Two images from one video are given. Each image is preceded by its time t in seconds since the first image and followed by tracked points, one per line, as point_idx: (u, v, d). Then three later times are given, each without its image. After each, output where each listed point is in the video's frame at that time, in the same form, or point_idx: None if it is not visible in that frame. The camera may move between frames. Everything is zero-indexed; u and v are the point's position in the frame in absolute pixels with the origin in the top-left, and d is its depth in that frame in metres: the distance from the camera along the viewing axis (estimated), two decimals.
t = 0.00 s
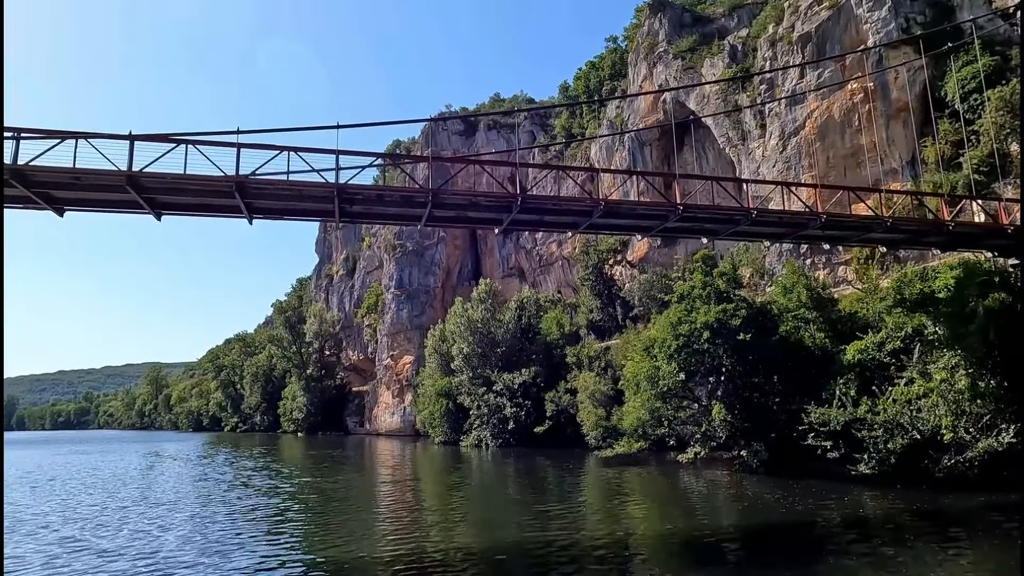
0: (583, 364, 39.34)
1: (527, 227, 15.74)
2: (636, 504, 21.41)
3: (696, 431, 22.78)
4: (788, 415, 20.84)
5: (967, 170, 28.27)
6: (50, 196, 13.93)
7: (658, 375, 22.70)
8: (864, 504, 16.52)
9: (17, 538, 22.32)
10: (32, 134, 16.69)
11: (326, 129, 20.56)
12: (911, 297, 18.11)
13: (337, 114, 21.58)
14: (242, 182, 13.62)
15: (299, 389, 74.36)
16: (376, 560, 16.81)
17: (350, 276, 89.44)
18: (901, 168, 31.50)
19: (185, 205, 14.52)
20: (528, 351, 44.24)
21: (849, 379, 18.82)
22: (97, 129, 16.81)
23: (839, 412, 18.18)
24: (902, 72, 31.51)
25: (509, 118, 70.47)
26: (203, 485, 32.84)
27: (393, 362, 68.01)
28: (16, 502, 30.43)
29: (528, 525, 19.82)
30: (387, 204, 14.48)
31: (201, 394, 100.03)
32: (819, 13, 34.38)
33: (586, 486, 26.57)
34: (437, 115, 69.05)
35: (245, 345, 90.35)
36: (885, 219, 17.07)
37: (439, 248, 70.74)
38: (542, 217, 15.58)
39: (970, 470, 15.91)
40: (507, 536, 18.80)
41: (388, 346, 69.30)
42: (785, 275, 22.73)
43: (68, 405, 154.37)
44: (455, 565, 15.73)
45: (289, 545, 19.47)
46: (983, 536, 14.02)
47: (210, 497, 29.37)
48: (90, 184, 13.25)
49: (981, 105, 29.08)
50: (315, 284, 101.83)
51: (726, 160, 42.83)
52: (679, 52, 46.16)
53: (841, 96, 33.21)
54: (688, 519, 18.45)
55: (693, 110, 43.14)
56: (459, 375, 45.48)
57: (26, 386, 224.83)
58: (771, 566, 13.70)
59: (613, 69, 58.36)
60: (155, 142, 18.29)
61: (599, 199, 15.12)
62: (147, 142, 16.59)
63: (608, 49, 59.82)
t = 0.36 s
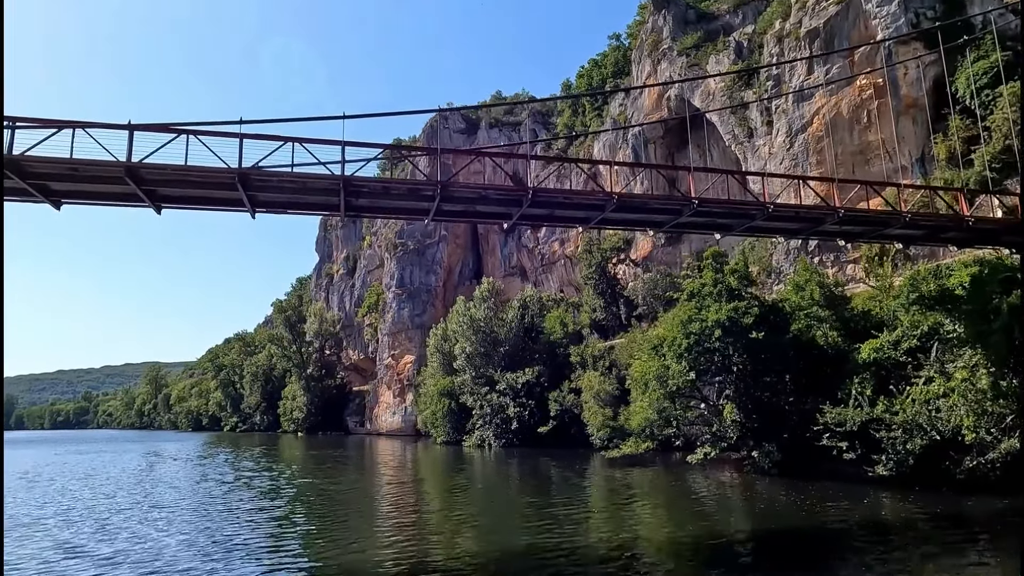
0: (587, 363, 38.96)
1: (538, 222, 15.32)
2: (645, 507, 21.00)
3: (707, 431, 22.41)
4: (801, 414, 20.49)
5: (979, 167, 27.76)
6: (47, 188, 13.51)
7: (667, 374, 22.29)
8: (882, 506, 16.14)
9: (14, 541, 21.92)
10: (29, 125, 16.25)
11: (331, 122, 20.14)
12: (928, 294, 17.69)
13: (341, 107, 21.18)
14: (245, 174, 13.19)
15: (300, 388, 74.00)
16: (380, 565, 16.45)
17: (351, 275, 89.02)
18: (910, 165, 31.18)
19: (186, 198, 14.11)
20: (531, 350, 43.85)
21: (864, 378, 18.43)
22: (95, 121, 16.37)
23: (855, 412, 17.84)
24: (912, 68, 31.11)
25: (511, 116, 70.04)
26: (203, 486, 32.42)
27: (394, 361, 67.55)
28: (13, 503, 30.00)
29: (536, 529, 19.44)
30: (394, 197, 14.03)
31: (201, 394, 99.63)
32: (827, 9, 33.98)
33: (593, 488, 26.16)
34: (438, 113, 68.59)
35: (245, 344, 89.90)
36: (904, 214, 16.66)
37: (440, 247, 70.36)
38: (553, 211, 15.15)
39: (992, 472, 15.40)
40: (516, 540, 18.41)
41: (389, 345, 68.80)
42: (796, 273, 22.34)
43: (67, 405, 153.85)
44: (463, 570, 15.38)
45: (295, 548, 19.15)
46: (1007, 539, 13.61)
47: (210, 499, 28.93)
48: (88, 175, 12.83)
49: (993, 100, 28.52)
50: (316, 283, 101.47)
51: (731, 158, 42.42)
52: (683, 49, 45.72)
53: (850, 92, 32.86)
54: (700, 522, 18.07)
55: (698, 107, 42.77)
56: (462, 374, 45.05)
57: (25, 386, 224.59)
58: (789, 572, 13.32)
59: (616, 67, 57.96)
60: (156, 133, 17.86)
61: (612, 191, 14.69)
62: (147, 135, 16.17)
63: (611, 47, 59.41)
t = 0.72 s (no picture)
0: (591, 362, 38.61)
1: (549, 215, 14.89)
2: (654, 509, 20.65)
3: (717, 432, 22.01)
4: (814, 413, 20.10)
5: (991, 163, 27.40)
6: (44, 180, 13.07)
7: (676, 373, 21.88)
8: (902, 509, 15.74)
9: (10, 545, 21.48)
10: (26, 114, 15.78)
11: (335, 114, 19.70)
12: (946, 291, 17.28)
13: (344, 99, 20.74)
14: (249, 165, 12.75)
15: (300, 388, 73.61)
16: (384, 570, 16.06)
17: (351, 274, 88.61)
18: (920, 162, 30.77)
19: (188, 190, 13.68)
20: (535, 349, 43.47)
21: (880, 378, 18.02)
22: (93, 111, 15.95)
23: (872, 412, 17.43)
24: (922, 64, 30.71)
25: (513, 115, 69.62)
26: (203, 487, 31.97)
27: (395, 360, 67.14)
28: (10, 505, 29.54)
29: (544, 533, 19.03)
30: (402, 189, 13.64)
31: (200, 393, 99.12)
32: (836, 4, 33.56)
33: (600, 489, 25.78)
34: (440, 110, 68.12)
35: (245, 343, 89.46)
36: (923, 210, 16.31)
37: (442, 246, 69.95)
38: (565, 205, 14.74)
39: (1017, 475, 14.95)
40: (524, 544, 18.04)
41: (390, 344, 68.35)
42: (808, 270, 21.96)
43: (66, 404, 153.31)
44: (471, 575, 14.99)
45: (300, 552, 18.80)
46: None
47: (211, 500, 28.54)
48: (86, 166, 12.39)
49: (1005, 96, 28.13)
50: (316, 282, 101.02)
51: (737, 155, 42.00)
52: (689, 46, 45.27)
53: (859, 88, 32.46)
54: (713, 525, 17.68)
55: (703, 104, 42.36)
56: (464, 373, 44.61)
57: (25, 385, 224.11)
58: None
59: (619, 64, 57.61)
60: (156, 123, 17.40)
61: (625, 184, 14.29)
62: (147, 126, 15.77)
63: (614, 45, 59.04)
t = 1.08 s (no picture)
0: (595, 361, 38.25)
1: (559, 209, 14.47)
2: (663, 511, 20.28)
3: (726, 432, 21.58)
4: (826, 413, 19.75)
5: (1003, 160, 27.11)
6: (40, 171, 12.64)
7: (686, 372, 21.48)
8: (922, 512, 15.36)
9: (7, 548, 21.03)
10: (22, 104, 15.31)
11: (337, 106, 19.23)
12: (965, 288, 16.88)
13: (347, 91, 20.32)
14: (253, 156, 12.32)
15: (300, 387, 73.23)
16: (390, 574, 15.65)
17: (351, 273, 88.20)
18: (930, 159, 30.57)
19: (189, 181, 13.25)
20: (538, 348, 43.09)
21: (896, 376, 17.62)
22: (92, 101, 15.50)
23: (889, 411, 17.06)
24: (931, 60, 30.41)
25: (514, 112, 69.12)
26: (202, 488, 31.49)
27: (396, 360, 66.75)
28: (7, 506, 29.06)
29: (553, 536, 18.60)
30: (409, 182, 13.21)
31: (200, 393, 98.61)
32: None
33: (607, 490, 25.38)
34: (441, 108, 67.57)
35: (245, 343, 88.99)
36: (943, 204, 15.91)
37: (442, 244, 69.54)
38: (576, 198, 14.32)
39: None
40: (533, 547, 17.66)
41: (391, 343, 67.91)
42: (820, 267, 21.57)
43: (65, 403, 152.88)
44: None
45: (306, 554, 18.44)
46: None
47: (212, 500, 28.19)
48: (84, 156, 11.96)
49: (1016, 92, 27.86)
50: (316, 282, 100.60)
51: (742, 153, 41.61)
52: (693, 42, 44.73)
53: (867, 84, 32.00)
54: (726, 528, 17.29)
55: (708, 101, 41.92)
56: (467, 372, 44.16)
57: (24, 385, 223.73)
58: None
59: (622, 62, 57.24)
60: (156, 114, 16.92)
61: (639, 176, 13.86)
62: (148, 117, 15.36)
63: (616, 42, 58.64)
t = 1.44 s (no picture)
0: (599, 360, 37.88)
1: (571, 202, 14.07)
2: (672, 512, 19.92)
3: (736, 431, 21.20)
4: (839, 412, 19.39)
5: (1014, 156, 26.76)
6: (37, 162, 12.25)
7: (695, 370, 21.09)
8: (941, 514, 15.01)
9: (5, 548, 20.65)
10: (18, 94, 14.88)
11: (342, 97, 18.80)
12: (984, 284, 16.48)
13: (351, 81, 19.87)
14: (257, 146, 11.92)
15: (301, 386, 72.92)
16: None
17: (352, 272, 87.78)
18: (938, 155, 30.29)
19: (191, 173, 12.85)
20: (541, 347, 42.71)
21: (913, 374, 17.21)
22: (90, 89, 15.08)
23: (906, 410, 16.68)
24: (941, 54, 30.01)
25: (516, 110, 68.64)
26: (203, 488, 31.09)
27: (397, 358, 66.43)
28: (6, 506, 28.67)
29: (562, 538, 18.24)
30: (418, 174, 12.81)
31: (199, 392, 98.20)
32: None
33: (614, 490, 25.02)
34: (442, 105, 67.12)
35: (245, 341, 88.59)
36: (963, 198, 15.55)
37: (444, 242, 69.18)
38: (588, 191, 13.92)
39: None
40: (541, 549, 17.32)
41: (392, 342, 67.53)
42: (832, 263, 21.17)
43: (64, 402, 152.62)
44: None
45: (310, 556, 18.10)
46: None
47: (213, 499, 27.83)
48: (82, 146, 11.55)
49: None
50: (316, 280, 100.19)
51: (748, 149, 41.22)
52: (698, 38, 44.28)
53: (876, 79, 31.61)
54: (739, 530, 16.95)
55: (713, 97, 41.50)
56: (470, 371, 43.81)
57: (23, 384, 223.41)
58: None
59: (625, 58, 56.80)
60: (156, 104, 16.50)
61: (653, 168, 13.46)
62: (148, 106, 14.95)
63: (619, 38, 58.17)
